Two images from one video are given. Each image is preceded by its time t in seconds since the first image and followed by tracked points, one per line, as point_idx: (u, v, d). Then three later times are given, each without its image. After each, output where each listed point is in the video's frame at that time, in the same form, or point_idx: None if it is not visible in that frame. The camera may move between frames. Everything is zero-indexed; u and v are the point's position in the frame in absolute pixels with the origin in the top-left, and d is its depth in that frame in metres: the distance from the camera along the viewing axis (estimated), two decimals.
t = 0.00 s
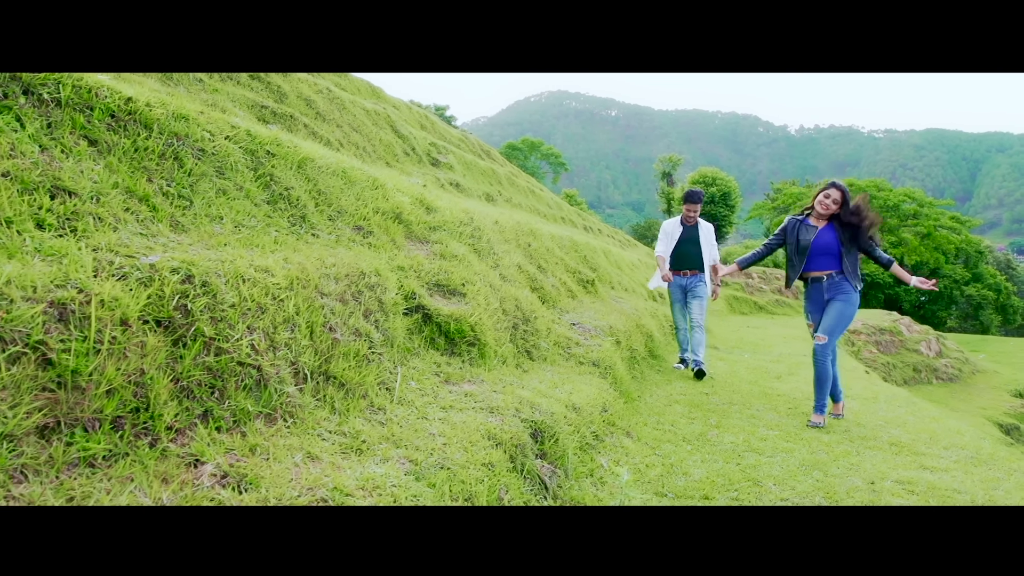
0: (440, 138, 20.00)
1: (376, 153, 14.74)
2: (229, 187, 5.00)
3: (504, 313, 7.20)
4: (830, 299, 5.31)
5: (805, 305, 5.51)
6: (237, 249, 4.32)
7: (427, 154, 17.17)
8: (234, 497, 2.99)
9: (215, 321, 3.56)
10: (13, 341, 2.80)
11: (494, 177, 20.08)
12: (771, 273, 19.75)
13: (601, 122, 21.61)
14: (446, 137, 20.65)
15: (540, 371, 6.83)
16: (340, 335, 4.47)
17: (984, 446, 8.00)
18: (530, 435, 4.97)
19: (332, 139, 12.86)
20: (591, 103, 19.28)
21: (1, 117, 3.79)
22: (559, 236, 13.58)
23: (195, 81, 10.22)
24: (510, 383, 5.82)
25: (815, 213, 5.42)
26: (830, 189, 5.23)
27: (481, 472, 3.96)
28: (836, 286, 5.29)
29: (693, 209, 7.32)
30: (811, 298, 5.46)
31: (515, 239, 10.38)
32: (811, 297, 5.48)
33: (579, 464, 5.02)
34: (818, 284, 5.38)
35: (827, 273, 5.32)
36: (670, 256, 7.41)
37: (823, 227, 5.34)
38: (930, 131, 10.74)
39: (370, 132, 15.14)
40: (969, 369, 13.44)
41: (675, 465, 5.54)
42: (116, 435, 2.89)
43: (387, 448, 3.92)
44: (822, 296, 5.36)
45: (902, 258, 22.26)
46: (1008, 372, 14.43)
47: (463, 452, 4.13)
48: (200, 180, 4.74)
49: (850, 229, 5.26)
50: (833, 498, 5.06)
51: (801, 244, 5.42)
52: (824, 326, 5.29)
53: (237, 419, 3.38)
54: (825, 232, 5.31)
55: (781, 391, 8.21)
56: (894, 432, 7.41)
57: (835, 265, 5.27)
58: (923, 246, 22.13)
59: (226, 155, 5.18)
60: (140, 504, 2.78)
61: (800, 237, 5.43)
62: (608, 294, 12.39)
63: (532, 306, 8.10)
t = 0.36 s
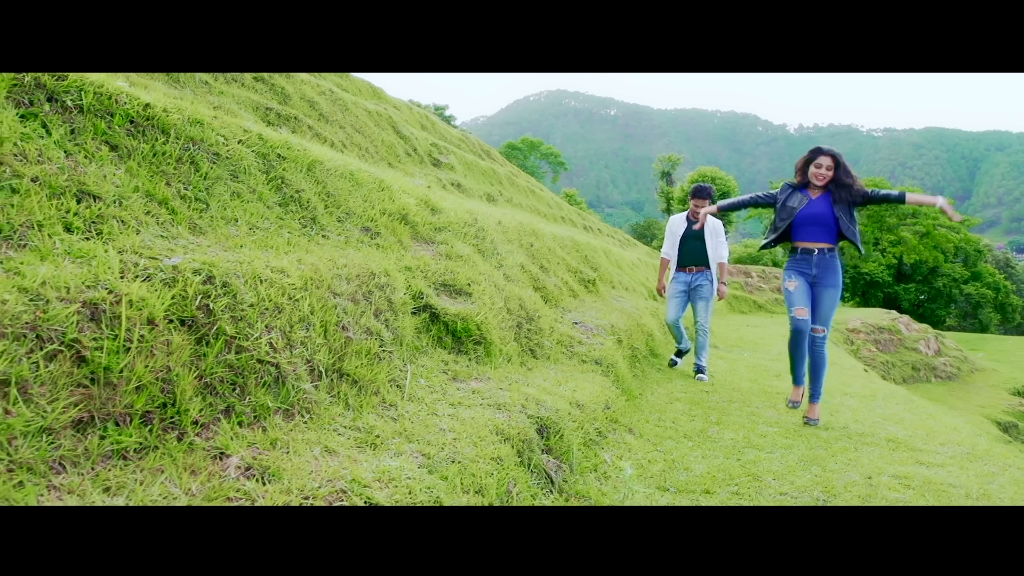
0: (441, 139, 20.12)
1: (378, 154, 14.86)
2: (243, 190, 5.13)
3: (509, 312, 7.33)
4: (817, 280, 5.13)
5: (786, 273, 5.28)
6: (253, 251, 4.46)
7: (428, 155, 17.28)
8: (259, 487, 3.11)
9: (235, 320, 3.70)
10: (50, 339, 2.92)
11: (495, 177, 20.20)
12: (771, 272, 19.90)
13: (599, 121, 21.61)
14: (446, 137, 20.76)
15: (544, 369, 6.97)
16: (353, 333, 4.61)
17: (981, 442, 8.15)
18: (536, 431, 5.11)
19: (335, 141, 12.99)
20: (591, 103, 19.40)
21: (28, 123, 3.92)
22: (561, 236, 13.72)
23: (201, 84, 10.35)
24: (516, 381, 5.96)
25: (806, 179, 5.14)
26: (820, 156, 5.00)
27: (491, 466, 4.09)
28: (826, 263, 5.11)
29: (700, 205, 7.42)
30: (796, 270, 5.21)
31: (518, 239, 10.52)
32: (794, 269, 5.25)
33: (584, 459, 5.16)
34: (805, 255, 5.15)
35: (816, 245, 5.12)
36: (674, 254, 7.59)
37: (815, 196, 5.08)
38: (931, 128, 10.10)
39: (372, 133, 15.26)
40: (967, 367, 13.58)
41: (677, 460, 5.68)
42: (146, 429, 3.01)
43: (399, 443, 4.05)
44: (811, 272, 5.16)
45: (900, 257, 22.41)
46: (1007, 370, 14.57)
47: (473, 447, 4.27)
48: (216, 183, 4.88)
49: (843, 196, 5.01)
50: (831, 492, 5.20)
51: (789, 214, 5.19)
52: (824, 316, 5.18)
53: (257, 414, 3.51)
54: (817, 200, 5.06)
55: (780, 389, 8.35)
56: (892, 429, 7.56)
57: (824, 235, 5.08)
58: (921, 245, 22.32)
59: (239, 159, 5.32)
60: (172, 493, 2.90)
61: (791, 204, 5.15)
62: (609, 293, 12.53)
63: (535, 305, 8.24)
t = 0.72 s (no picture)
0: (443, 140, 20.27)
1: (381, 155, 15.00)
2: (258, 194, 5.28)
3: (514, 312, 7.49)
4: (806, 300, 5.19)
5: (772, 293, 5.27)
6: (270, 253, 4.61)
7: (430, 156, 17.42)
8: (285, 478, 3.26)
9: (257, 320, 3.86)
10: (88, 337, 3.08)
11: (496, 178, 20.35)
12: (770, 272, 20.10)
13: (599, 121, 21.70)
14: (447, 138, 20.90)
15: (548, 367, 7.13)
16: (366, 332, 4.77)
17: (977, 439, 8.31)
18: (543, 427, 5.26)
19: (339, 143, 13.14)
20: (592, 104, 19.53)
21: (56, 131, 4.09)
22: (562, 236, 13.87)
23: (208, 86, 10.50)
24: (522, 378, 6.13)
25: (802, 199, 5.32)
26: (809, 176, 5.25)
27: (501, 459, 4.23)
28: (812, 285, 5.17)
29: (696, 204, 7.61)
30: (783, 289, 5.24)
31: (521, 240, 10.67)
32: (781, 289, 5.27)
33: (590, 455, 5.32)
34: (796, 274, 5.19)
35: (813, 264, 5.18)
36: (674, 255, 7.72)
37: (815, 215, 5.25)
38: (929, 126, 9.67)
39: (375, 135, 15.41)
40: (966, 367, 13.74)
41: (679, 456, 5.84)
42: (177, 423, 3.17)
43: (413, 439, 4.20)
44: (798, 293, 5.20)
45: (899, 257, 22.58)
46: (1006, 369, 14.71)
47: (484, 441, 4.42)
48: (232, 187, 5.03)
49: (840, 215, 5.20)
50: (830, 487, 5.35)
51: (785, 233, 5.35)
52: (812, 341, 5.21)
53: (279, 410, 3.66)
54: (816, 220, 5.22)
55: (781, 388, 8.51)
56: (889, 426, 7.72)
57: (822, 254, 5.17)
58: (920, 244, 22.49)
59: (254, 163, 5.47)
60: (204, 483, 3.05)
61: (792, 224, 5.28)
62: (610, 293, 12.70)
63: (539, 305, 8.41)
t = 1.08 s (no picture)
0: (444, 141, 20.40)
1: (384, 156, 15.15)
2: (273, 197, 5.44)
3: (518, 311, 7.66)
4: (813, 292, 5.29)
5: (779, 290, 5.41)
6: (286, 254, 4.77)
7: (432, 157, 17.57)
8: (308, 469, 3.41)
9: (277, 319, 4.02)
10: (122, 335, 3.24)
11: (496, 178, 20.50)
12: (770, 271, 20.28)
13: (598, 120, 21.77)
14: (448, 138, 21.06)
15: (552, 365, 7.29)
16: (379, 331, 4.94)
17: (973, 436, 8.48)
18: (549, 422, 5.44)
19: (343, 144, 13.30)
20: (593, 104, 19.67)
21: (84, 137, 4.25)
22: (564, 236, 14.04)
23: (215, 89, 10.66)
24: (528, 375, 6.30)
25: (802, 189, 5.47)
26: (807, 163, 5.42)
27: (510, 453, 4.38)
28: (819, 274, 5.28)
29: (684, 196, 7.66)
30: (789, 284, 5.38)
31: (524, 240, 10.83)
32: (787, 283, 5.41)
33: (595, 449, 5.48)
34: (800, 266, 5.33)
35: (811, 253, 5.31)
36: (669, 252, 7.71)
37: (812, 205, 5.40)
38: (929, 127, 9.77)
39: (378, 136, 15.55)
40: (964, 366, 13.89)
41: (681, 451, 6.01)
42: (205, 416, 3.33)
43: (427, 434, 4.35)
44: (803, 286, 5.32)
45: (898, 257, 22.75)
46: (1004, 368, 14.86)
47: (494, 436, 4.58)
48: (249, 190, 5.19)
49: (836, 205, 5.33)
50: (828, 481, 5.50)
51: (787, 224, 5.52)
52: (822, 331, 5.23)
53: (298, 405, 3.82)
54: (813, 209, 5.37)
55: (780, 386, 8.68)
56: (887, 423, 7.88)
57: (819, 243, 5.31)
58: (919, 244, 22.65)
59: (268, 167, 5.64)
60: (233, 473, 3.19)
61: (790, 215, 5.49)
62: (612, 292, 12.87)
63: (542, 304, 8.57)
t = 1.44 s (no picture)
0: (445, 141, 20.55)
1: (387, 157, 15.30)
2: (287, 200, 5.61)
3: (522, 310, 7.83)
4: (811, 293, 5.48)
5: (778, 292, 5.57)
6: (302, 255, 4.94)
7: (434, 158, 17.73)
8: (329, 460, 3.58)
9: (296, 317, 4.19)
10: (155, 333, 3.41)
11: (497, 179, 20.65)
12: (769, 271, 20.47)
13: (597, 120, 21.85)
14: (448, 139, 21.22)
15: (556, 363, 7.46)
16: (391, 329, 5.11)
17: (969, 433, 8.66)
18: (555, 418, 5.61)
19: (347, 145, 13.46)
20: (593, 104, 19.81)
21: (110, 143, 4.42)
22: (566, 237, 14.22)
23: (221, 92, 10.81)
24: (534, 373, 6.47)
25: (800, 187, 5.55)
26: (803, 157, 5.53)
27: (519, 447, 4.55)
28: (818, 278, 5.46)
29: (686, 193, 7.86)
30: (788, 287, 5.54)
31: (527, 241, 11.02)
32: (786, 286, 5.56)
33: (599, 444, 5.66)
34: (798, 270, 5.48)
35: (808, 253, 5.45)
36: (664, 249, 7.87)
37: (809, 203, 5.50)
38: (928, 127, 10.00)
39: (381, 137, 15.70)
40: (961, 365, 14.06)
41: (682, 446, 6.20)
42: (231, 411, 3.50)
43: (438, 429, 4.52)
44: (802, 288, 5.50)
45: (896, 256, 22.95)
46: (1001, 367, 15.03)
47: (503, 430, 4.76)
48: (264, 193, 5.36)
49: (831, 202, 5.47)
50: (825, 475, 5.68)
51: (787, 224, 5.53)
52: (820, 329, 5.44)
53: (317, 401, 3.99)
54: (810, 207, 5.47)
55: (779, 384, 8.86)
56: (883, 420, 8.06)
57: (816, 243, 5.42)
58: (917, 244, 22.84)
59: (282, 170, 5.80)
60: (260, 464, 3.36)
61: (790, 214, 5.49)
62: (612, 292, 13.05)
63: (545, 304, 8.75)
